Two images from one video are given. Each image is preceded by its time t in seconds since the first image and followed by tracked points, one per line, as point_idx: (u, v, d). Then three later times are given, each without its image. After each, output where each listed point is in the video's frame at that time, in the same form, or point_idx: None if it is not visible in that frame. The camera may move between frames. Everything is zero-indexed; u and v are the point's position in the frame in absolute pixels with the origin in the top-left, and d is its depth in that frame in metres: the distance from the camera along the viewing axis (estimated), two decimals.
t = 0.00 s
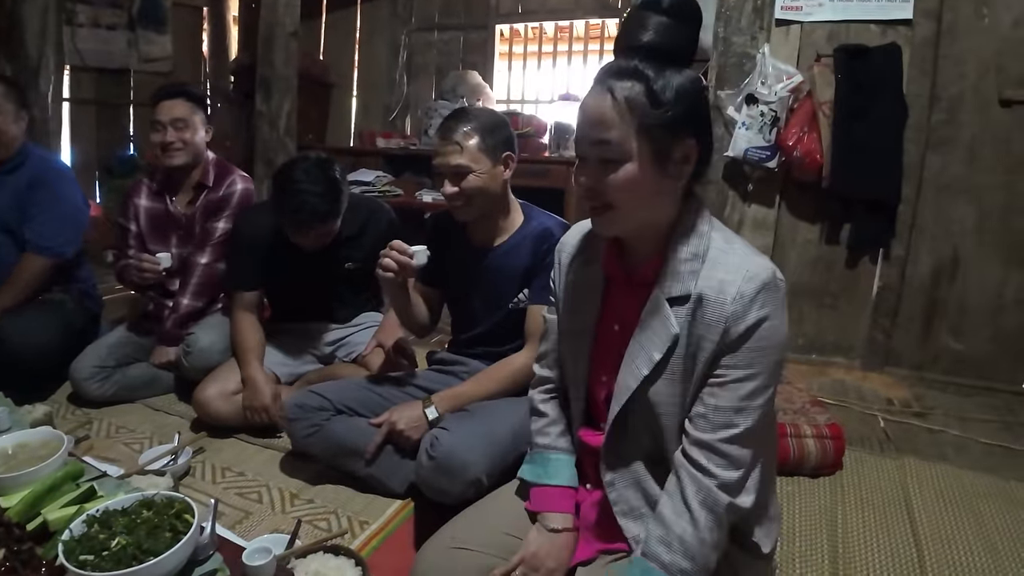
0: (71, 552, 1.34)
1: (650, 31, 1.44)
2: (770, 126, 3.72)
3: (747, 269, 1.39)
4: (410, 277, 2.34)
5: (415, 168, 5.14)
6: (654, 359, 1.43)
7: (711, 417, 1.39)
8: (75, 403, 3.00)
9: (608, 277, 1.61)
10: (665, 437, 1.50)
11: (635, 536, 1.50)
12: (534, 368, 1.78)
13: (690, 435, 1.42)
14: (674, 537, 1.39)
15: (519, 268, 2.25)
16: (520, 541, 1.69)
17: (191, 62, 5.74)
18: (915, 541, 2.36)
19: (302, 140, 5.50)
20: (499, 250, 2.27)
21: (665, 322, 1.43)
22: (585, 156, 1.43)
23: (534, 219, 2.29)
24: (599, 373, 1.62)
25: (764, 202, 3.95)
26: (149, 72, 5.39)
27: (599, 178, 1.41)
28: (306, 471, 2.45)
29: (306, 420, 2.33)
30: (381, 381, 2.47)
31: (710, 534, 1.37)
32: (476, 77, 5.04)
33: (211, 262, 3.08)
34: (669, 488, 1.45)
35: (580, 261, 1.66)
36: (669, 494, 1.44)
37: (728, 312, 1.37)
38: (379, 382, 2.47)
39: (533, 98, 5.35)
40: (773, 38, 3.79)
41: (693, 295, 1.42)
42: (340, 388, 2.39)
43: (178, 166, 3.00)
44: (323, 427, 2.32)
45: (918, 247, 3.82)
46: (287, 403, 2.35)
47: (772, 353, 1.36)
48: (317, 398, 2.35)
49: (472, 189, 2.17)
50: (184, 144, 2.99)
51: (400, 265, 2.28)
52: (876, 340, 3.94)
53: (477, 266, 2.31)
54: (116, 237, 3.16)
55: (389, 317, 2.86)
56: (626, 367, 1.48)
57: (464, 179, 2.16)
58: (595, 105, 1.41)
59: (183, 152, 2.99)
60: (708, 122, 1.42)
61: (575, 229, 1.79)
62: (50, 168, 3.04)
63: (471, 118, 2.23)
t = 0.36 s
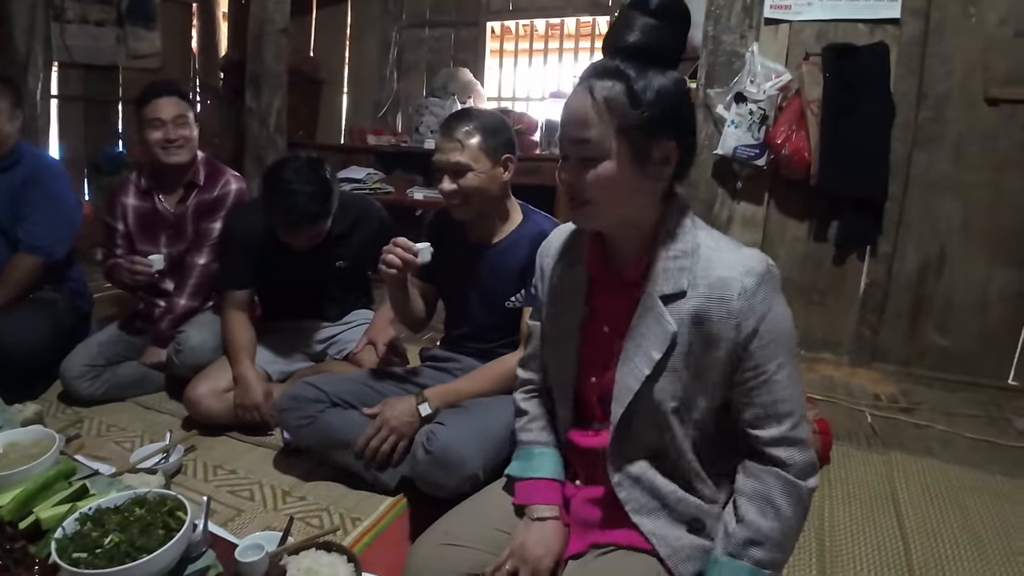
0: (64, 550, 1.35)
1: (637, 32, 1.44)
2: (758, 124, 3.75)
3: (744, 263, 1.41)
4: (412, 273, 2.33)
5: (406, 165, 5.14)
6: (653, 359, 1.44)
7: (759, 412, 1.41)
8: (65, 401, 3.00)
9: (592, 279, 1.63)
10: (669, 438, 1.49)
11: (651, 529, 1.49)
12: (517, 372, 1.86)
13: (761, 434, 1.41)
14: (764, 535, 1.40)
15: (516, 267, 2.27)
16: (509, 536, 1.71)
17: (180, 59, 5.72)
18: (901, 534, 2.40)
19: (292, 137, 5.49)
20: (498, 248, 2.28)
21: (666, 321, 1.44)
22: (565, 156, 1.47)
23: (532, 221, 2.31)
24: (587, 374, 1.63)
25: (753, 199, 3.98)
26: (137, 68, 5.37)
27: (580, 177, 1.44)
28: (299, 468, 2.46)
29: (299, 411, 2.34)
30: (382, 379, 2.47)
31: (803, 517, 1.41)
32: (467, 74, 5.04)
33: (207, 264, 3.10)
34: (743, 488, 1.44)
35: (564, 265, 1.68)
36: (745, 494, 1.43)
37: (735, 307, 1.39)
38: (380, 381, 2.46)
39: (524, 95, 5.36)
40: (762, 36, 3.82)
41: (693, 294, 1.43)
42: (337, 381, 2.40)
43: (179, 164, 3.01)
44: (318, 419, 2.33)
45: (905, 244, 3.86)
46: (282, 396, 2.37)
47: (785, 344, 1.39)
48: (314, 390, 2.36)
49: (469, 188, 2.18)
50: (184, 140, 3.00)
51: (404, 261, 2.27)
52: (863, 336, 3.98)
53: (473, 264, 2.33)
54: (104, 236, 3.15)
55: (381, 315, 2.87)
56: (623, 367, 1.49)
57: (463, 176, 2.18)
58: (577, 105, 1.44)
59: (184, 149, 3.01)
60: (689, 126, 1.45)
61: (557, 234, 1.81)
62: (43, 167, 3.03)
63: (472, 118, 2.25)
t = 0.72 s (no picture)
0: (60, 547, 1.37)
1: (611, 40, 1.51)
2: (746, 125, 3.80)
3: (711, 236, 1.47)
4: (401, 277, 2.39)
5: (398, 164, 5.16)
6: (631, 324, 1.49)
7: (725, 374, 1.43)
8: (58, 401, 3.01)
9: (578, 265, 1.68)
10: (651, 402, 1.52)
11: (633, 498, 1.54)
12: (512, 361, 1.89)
13: (727, 396, 1.43)
14: (730, 492, 1.39)
15: (505, 270, 2.29)
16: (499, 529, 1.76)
17: (171, 58, 5.72)
18: (886, 529, 2.44)
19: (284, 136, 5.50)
20: (486, 250, 2.31)
21: (640, 289, 1.49)
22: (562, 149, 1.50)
23: (522, 222, 2.32)
24: (568, 350, 1.65)
25: (742, 199, 4.02)
26: (128, 67, 5.37)
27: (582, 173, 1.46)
28: (291, 467, 2.48)
29: (290, 416, 2.37)
30: (374, 378, 2.50)
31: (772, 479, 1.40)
32: (459, 74, 5.07)
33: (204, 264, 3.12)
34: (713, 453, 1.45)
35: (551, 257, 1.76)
36: (715, 459, 1.44)
37: (702, 273, 1.43)
38: (372, 378, 2.50)
39: (516, 95, 5.39)
40: (751, 37, 3.86)
41: (665, 263, 1.49)
42: (324, 384, 2.42)
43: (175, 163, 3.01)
44: (307, 423, 2.37)
45: (891, 242, 3.90)
46: (273, 399, 2.39)
47: (750, 311, 1.41)
48: (301, 395, 2.39)
49: (456, 194, 2.21)
50: (181, 139, 3.01)
51: (393, 262, 2.30)
52: (851, 334, 4.03)
53: (461, 266, 2.36)
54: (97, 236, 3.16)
55: (372, 315, 2.88)
56: (602, 337, 1.53)
57: (448, 183, 2.20)
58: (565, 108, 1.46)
59: (180, 147, 3.02)
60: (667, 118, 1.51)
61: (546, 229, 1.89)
62: (34, 167, 3.03)
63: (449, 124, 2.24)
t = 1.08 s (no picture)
0: (88, 534, 1.45)
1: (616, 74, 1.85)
2: (738, 130, 3.89)
3: (675, 238, 1.77)
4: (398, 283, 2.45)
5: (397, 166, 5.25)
6: (633, 317, 1.71)
7: (696, 354, 1.70)
8: (68, 400, 3.09)
9: (559, 269, 1.83)
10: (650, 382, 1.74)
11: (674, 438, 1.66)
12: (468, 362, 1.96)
13: (702, 373, 1.69)
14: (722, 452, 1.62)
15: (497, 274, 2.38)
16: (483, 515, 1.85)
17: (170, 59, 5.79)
18: (872, 521, 2.54)
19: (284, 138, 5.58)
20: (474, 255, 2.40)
21: (636, 287, 1.73)
22: (566, 145, 1.76)
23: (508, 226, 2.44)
24: (563, 348, 1.79)
25: (734, 202, 4.12)
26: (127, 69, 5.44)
27: (590, 166, 1.70)
28: (297, 463, 2.56)
29: (295, 418, 2.46)
30: (374, 379, 2.58)
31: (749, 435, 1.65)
32: (456, 78, 5.16)
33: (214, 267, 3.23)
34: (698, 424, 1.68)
35: (523, 259, 1.84)
36: (699, 432, 1.67)
37: (681, 268, 1.71)
38: (373, 380, 2.58)
39: (513, 98, 5.49)
40: (742, 44, 3.95)
41: (648, 264, 1.74)
42: (327, 386, 2.50)
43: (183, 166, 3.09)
44: (311, 425, 2.44)
45: (879, 244, 4.00)
46: (277, 402, 2.48)
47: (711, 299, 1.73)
48: (305, 397, 2.47)
49: (432, 209, 2.31)
50: (189, 143, 3.09)
51: (387, 273, 2.38)
52: (840, 333, 4.13)
53: (452, 271, 2.45)
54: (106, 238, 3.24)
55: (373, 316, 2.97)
56: (608, 332, 1.72)
57: (422, 202, 2.31)
58: (591, 110, 1.72)
59: (190, 151, 3.10)
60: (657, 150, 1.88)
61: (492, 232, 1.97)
62: (41, 171, 3.11)
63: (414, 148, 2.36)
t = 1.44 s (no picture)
0: (108, 554, 1.49)
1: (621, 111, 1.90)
2: (736, 144, 3.94)
3: (694, 261, 1.89)
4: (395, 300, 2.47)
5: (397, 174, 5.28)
6: (662, 347, 1.82)
7: (724, 372, 1.84)
8: (75, 410, 3.13)
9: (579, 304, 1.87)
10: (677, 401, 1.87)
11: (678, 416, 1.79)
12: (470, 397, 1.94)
13: (728, 388, 1.83)
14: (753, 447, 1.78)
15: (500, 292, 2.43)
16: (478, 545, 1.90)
17: (169, 65, 5.82)
18: (868, 531, 2.59)
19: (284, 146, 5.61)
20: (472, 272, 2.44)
21: (661, 318, 1.83)
22: (581, 179, 1.78)
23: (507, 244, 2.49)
24: (588, 382, 1.87)
25: (732, 213, 4.17)
26: (128, 75, 5.47)
27: (612, 198, 1.73)
28: (303, 476, 2.60)
29: (301, 435, 2.49)
30: (369, 395, 2.59)
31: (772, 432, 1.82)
32: (457, 86, 5.20)
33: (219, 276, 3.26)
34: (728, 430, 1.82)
35: (534, 293, 1.87)
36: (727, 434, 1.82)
37: (705, 293, 1.83)
38: (368, 396, 2.59)
39: (512, 106, 5.42)
40: (740, 58, 4.01)
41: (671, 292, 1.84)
42: (331, 402, 2.54)
43: (184, 178, 3.13)
44: (318, 443, 2.48)
45: (875, 255, 4.06)
46: (283, 418, 2.51)
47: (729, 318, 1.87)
48: (310, 414, 2.51)
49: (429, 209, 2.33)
50: (187, 157, 3.12)
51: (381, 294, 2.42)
52: (837, 342, 4.18)
53: (455, 285, 2.48)
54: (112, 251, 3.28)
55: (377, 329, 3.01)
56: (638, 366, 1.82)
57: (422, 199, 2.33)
58: (605, 142, 1.75)
59: (189, 164, 3.13)
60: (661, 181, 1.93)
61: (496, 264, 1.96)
62: (46, 183, 3.14)
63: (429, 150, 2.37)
